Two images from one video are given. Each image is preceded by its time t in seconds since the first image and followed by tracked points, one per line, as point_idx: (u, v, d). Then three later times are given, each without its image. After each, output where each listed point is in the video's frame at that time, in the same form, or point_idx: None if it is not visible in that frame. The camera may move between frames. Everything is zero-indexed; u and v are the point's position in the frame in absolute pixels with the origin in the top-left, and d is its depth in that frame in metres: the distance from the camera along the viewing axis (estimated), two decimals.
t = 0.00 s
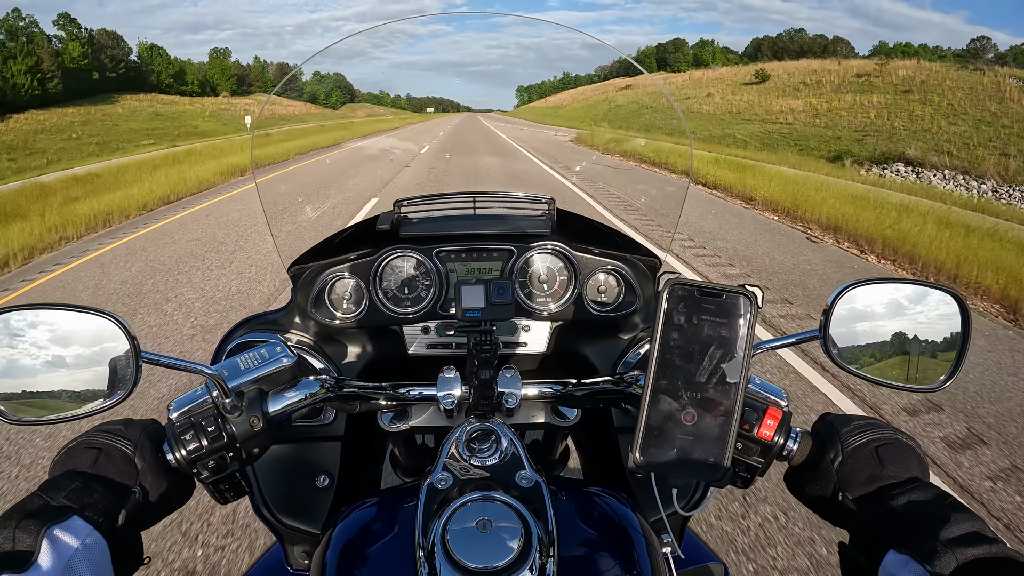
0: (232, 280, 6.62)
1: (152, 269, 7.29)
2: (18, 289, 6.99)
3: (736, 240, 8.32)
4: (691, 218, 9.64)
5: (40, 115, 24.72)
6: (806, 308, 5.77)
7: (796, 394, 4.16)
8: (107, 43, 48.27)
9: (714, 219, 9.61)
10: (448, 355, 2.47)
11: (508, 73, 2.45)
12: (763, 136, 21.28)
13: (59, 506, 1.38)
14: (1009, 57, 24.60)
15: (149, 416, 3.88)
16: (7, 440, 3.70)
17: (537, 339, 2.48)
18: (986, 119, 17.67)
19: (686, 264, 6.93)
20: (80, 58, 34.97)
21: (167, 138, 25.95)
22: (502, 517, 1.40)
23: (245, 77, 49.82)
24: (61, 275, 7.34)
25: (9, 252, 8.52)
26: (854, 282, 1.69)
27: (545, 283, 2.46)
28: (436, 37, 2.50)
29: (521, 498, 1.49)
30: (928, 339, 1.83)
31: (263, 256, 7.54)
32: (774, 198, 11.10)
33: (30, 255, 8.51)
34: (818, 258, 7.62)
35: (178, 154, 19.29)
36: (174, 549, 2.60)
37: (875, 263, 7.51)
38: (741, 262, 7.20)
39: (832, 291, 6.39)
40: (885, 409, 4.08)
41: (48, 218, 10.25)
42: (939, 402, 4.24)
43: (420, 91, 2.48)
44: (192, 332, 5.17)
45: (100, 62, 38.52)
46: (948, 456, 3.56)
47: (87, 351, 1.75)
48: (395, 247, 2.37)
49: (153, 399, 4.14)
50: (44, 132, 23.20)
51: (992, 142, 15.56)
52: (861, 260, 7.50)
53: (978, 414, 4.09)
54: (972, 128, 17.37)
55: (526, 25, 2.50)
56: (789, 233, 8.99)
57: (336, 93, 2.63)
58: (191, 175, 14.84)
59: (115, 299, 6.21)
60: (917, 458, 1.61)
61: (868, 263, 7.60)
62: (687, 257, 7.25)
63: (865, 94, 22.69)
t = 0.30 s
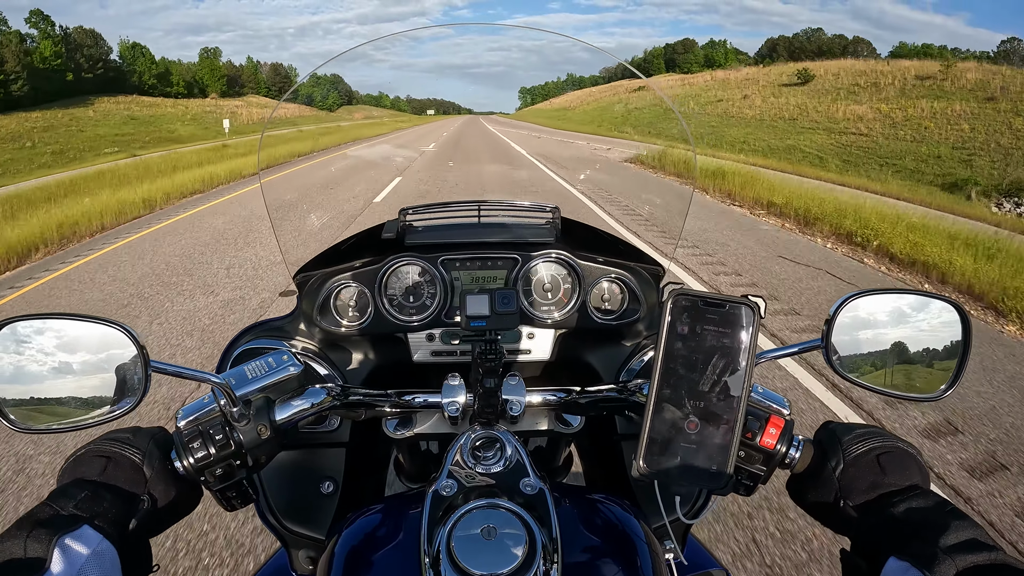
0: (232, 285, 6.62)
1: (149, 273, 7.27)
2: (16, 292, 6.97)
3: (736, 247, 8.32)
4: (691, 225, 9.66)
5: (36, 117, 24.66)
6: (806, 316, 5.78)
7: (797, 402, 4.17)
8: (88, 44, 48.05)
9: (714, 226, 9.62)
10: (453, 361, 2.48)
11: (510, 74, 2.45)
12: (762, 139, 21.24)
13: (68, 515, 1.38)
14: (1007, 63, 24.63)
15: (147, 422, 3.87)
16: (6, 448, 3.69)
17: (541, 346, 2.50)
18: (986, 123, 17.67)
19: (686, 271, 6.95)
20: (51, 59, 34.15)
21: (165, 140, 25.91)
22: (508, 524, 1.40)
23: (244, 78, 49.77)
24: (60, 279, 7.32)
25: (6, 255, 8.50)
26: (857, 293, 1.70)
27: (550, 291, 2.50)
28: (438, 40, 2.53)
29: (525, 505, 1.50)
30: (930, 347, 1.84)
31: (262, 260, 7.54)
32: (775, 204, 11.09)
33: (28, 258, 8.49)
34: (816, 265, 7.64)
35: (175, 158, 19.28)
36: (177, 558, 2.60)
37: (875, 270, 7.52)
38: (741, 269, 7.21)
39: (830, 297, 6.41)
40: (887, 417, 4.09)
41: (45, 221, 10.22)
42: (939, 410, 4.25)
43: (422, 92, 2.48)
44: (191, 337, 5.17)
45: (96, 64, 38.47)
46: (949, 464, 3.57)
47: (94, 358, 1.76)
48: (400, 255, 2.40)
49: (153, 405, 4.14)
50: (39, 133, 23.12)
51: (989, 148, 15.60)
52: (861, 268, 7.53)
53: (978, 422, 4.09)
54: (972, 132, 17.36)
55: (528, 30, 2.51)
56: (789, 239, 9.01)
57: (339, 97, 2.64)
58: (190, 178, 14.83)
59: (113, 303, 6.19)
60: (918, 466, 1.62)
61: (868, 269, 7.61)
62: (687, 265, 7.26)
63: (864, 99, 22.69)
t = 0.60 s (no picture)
0: (231, 284, 6.63)
1: (149, 272, 7.29)
2: (16, 291, 6.99)
3: (736, 248, 8.32)
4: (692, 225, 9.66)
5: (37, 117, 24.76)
6: (807, 317, 5.77)
7: (797, 403, 4.17)
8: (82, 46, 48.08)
9: (715, 227, 9.62)
10: (453, 361, 2.48)
11: (510, 75, 2.46)
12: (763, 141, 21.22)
13: (66, 513, 1.39)
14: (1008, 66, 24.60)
15: (147, 420, 3.88)
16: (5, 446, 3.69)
17: (541, 346, 2.50)
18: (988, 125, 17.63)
19: (686, 271, 6.94)
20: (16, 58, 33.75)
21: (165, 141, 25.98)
22: (505, 523, 1.40)
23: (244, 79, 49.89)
24: (59, 277, 7.34)
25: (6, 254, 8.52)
26: (858, 291, 1.70)
27: (550, 291, 2.49)
28: (439, 41, 2.54)
29: (524, 504, 1.50)
30: (930, 346, 1.83)
31: (262, 260, 7.56)
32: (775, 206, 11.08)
33: (30, 256, 8.53)
34: (816, 267, 7.63)
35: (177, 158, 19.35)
36: (175, 556, 2.60)
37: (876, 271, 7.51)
38: (741, 270, 7.21)
39: (830, 299, 6.40)
40: (887, 418, 4.07)
41: (45, 221, 10.25)
42: (940, 411, 4.24)
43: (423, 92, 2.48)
44: (190, 336, 5.17)
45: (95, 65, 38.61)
46: (950, 465, 3.56)
47: (95, 355, 1.76)
48: (400, 255, 2.41)
49: (152, 404, 4.14)
50: (37, 133, 23.22)
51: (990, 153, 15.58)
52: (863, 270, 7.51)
53: (980, 423, 4.08)
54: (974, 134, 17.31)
55: (529, 32, 2.52)
56: (789, 240, 9.00)
57: (340, 97, 2.65)
58: (190, 179, 14.87)
59: (113, 302, 6.21)
60: (918, 467, 1.62)
61: (869, 271, 7.60)
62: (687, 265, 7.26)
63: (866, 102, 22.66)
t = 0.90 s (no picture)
0: (232, 287, 6.64)
1: (149, 275, 7.30)
2: (15, 292, 7.00)
3: (735, 253, 8.34)
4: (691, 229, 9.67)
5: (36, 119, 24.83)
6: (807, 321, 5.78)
7: (797, 407, 4.17)
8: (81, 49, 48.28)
9: (714, 232, 9.64)
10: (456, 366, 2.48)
11: (511, 77, 2.46)
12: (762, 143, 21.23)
13: (72, 517, 1.39)
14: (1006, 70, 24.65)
15: (147, 424, 3.89)
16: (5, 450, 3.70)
17: (544, 350, 2.50)
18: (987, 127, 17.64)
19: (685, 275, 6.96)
20: None
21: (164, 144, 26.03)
22: (509, 528, 1.40)
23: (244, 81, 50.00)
24: (58, 279, 7.35)
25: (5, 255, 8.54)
26: (861, 296, 1.71)
27: (554, 295, 2.49)
28: (440, 43, 2.56)
29: (527, 509, 1.51)
30: (935, 351, 1.84)
31: (262, 263, 7.57)
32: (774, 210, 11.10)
33: (28, 259, 8.53)
34: (816, 271, 7.65)
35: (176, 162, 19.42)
36: (177, 560, 2.60)
37: (876, 276, 7.52)
38: (740, 275, 7.22)
39: (829, 303, 6.42)
40: (887, 422, 4.08)
41: (45, 224, 10.28)
42: (940, 416, 4.24)
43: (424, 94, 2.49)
44: (191, 339, 5.18)
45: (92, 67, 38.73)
46: (949, 469, 3.56)
47: (99, 358, 1.76)
48: (403, 259, 2.41)
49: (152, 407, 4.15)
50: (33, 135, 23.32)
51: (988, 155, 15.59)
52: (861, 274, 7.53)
53: (980, 428, 4.08)
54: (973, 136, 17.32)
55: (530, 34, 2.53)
56: (789, 244, 9.01)
57: (341, 99, 2.66)
58: (190, 182, 14.90)
59: (113, 305, 6.22)
60: (920, 472, 1.62)
61: (868, 275, 7.61)
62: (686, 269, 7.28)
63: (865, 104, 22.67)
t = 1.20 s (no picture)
0: (232, 290, 6.63)
1: (149, 277, 7.29)
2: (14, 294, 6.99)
3: (736, 254, 8.32)
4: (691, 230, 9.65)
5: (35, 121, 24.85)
6: (809, 323, 5.77)
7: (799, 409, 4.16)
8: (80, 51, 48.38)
9: (714, 232, 9.62)
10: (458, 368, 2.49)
11: (512, 79, 2.46)
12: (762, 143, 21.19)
13: (73, 521, 1.39)
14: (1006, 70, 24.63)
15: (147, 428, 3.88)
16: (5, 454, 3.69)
17: (546, 352, 2.52)
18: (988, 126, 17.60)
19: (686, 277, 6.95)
20: None
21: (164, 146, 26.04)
22: (510, 531, 1.40)
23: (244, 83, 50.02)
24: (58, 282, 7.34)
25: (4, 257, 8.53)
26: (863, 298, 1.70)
27: (556, 297, 2.49)
28: (441, 45, 2.57)
29: (529, 512, 1.50)
30: (938, 353, 1.83)
31: (261, 266, 7.57)
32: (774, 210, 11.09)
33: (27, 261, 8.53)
34: (817, 272, 7.64)
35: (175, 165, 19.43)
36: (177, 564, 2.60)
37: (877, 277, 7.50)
38: (741, 276, 7.21)
39: (831, 304, 6.40)
40: (889, 424, 4.07)
41: (44, 226, 10.27)
42: (942, 417, 4.23)
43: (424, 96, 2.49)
44: (191, 342, 5.17)
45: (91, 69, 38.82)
46: (952, 471, 3.55)
47: (103, 362, 1.76)
48: (405, 261, 2.41)
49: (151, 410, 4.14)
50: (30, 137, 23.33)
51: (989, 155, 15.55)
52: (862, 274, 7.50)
53: (983, 430, 4.06)
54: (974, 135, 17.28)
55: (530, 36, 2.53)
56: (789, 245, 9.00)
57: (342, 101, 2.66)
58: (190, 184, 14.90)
59: (113, 308, 6.21)
60: (924, 474, 1.62)
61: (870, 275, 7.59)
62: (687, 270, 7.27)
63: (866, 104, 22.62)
